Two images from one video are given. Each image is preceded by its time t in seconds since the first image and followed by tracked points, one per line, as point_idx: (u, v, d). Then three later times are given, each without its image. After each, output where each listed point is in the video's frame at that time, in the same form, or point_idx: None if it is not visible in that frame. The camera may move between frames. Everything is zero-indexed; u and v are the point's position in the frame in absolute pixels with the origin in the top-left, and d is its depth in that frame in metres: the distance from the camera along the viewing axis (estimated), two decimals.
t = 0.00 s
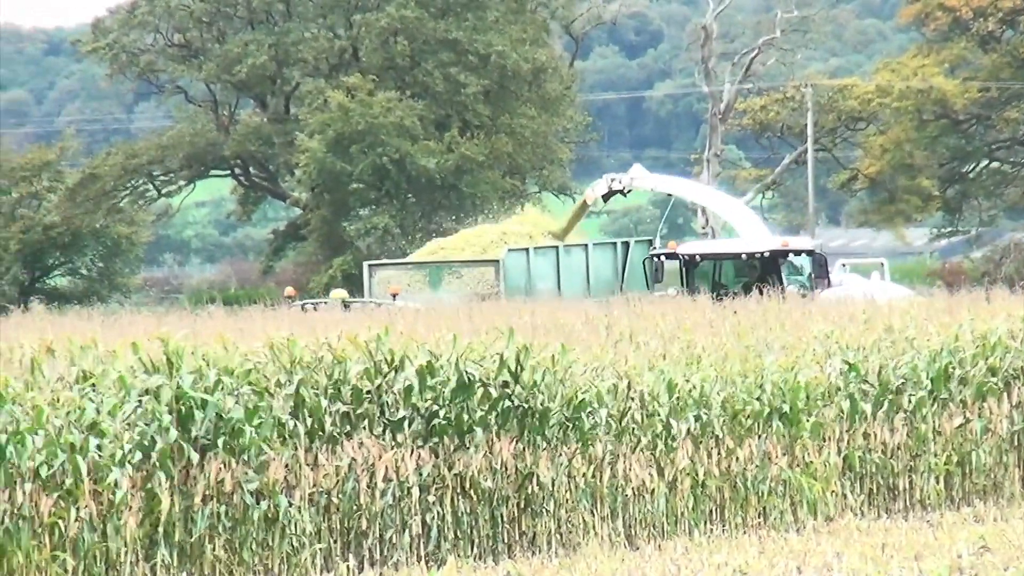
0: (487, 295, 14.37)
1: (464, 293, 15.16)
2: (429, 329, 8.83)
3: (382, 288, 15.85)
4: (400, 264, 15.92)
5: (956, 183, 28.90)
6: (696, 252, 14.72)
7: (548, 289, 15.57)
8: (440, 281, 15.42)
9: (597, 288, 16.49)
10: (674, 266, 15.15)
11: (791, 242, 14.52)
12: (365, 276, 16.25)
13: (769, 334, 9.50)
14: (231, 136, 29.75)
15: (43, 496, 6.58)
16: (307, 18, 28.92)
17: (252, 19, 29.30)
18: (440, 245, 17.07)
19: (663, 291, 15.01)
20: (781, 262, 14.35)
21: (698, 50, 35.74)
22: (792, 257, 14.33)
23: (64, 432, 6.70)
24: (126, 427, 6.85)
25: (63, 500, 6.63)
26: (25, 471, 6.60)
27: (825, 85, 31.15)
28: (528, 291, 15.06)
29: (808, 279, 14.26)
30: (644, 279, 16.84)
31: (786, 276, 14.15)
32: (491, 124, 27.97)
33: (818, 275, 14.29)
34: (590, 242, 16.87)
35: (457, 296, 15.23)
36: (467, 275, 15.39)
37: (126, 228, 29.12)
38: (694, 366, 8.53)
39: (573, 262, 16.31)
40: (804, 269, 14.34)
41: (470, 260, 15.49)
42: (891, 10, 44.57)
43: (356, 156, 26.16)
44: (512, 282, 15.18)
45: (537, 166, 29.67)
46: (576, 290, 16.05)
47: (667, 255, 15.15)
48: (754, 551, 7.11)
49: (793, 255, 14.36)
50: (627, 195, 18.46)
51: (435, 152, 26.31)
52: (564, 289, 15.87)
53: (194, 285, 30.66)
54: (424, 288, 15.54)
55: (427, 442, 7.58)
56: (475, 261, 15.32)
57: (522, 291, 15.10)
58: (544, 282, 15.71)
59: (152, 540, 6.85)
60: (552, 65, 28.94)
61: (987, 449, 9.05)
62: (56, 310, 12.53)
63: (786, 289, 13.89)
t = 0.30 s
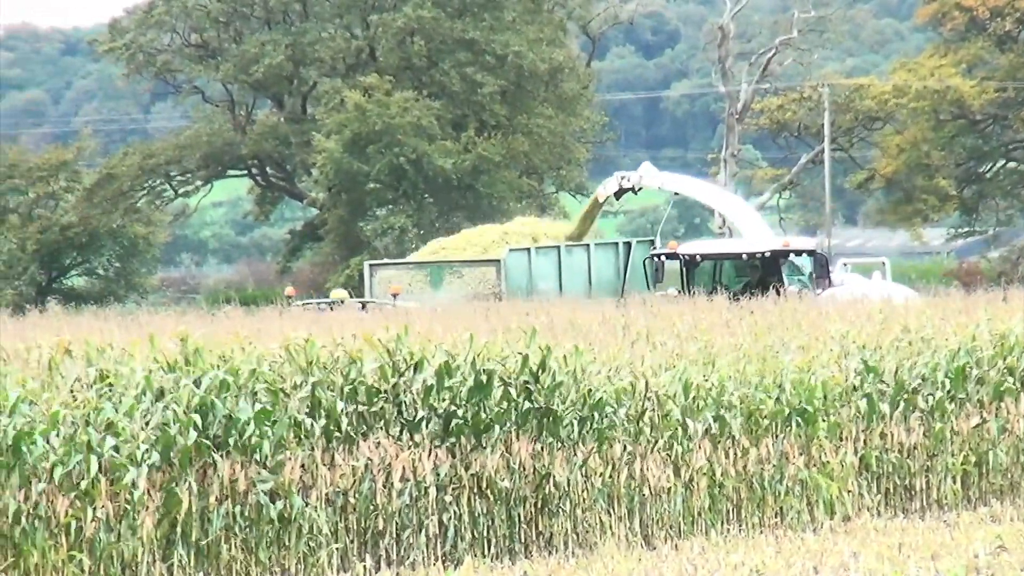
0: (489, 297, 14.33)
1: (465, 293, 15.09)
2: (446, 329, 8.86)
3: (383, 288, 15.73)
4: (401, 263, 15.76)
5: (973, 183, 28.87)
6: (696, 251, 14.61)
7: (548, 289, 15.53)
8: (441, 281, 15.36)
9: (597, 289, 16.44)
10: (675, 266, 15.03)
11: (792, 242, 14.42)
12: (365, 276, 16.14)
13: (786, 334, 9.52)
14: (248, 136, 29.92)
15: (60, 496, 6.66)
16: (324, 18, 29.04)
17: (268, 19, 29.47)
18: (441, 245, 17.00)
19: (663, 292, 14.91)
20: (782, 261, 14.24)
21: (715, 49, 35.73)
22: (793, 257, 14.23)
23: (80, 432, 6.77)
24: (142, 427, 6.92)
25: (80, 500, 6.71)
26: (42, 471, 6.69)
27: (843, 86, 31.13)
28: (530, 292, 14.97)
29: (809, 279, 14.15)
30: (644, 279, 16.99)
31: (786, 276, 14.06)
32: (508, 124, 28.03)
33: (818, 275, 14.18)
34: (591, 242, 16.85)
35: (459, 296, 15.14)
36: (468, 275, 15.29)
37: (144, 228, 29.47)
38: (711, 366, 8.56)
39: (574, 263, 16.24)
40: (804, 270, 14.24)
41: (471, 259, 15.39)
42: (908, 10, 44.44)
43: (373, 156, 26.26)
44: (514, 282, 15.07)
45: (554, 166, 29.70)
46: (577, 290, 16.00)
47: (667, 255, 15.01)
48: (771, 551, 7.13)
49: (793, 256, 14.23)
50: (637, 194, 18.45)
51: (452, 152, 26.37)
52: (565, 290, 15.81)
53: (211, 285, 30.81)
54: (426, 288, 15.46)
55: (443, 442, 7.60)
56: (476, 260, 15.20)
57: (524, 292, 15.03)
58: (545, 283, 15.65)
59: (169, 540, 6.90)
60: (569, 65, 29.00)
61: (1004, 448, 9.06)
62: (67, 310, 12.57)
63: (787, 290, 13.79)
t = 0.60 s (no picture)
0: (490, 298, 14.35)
1: (466, 294, 15.03)
2: (465, 329, 8.90)
3: (383, 289, 15.64)
4: (401, 264, 15.69)
5: (993, 183, 28.79)
6: (695, 253, 14.58)
7: (550, 290, 15.55)
8: (442, 282, 15.28)
9: (598, 289, 16.47)
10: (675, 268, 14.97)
11: (792, 243, 14.44)
12: (365, 276, 16.06)
13: (805, 334, 9.54)
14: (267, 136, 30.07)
15: (80, 496, 6.67)
16: (343, 18, 29.15)
17: (288, 19, 29.62)
18: (441, 246, 16.97)
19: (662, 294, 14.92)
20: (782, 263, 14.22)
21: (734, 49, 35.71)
22: (793, 258, 14.22)
23: (100, 432, 6.81)
24: (161, 428, 6.95)
25: (99, 500, 6.73)
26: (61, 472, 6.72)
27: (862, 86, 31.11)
28: (531, 293, 14.99)
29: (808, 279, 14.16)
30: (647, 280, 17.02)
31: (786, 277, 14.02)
32: (527, 124, 28.09)
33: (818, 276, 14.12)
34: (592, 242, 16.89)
35: (459, 297, 15.08)
36: (469, 276, 15.24)
37: (163, 228, 29.62)
38: (731, 366, 8.59)
39: (575, 263, 16.28)
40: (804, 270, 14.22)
41: (471, 260, 15.36)
42: (927, 11, 44.30)
43: (393, 155, 26.36)
44: (514, 283, 15.07)
45: (574, 166, 29.74)
46: (579, 290, 16.02)
47: (667, 256, 15.01)
48: (790, 552, 7.14)
49: (793, 257, 14.22)
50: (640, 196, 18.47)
51: (471, 152, 26.43)
52: (566, 290, 15.84)
53: (230, 284, 30.96)
54: (426, 289, 15.38)
55: (463, 442, 7.62)
56: (478, 261, 15.17)
57: (526, 293, 15.04)
58: (547, 283, 15.68)
59: (188, 540, 6.91)
60: (588, 65, 29.05)
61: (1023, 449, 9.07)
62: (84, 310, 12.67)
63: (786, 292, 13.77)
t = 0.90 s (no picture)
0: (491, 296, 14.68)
1: (468, 292, 15.46)
2: (486, 328, 8.96)
3: (386, 288, 16.07)
4: (403, 263, 16.12)
5: (1012, 182, 28.69)
6: (696, 251, 14.54)
7: (552, 288, 15.72)
8: (444, 280, 15.70)
9: (602, 287, 16.52)
10: (675, 267, 15.07)
11: (792, 242, 14.43)
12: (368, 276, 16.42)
13: (823, 332, 9.58)
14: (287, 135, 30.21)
15: (99, 496, 6.72)
16: (362, 17, 29.29)
17: (307, 18, 29.75)
18: (443, 245, 17.35)
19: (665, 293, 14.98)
20: (783, 262, 14.22)
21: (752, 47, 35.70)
22: (795, 256, 14.23)
23: (121, 431, 6.86)
24: (180, 428, 6.98)
25: (118, 500, 6.77)
26: (81, 470, 6.74)
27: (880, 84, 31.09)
28: (533, 291, 15.24)
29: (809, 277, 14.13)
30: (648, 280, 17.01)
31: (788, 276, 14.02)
32: (547, 123, 28.14)
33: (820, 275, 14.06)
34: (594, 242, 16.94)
35: (461, 295, 15.51)
36: (469, 274, 15.66)
37: (182, 227, 29.65)
38: (749, 364, 8.64)
39: (578, 262, 16.40)
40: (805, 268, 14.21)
41: (472, 259, 15.79)
42: (946, 9, 44.16)
43: (412, 154, 26.49)
44: (516, 283, 15.34)
45: (593, 165, 29.77)
46: (581, 289, 16.09)
47: (668, 255, 15.06)
48: (810, 549, 7.18)
49: (794, 255, 14.21)
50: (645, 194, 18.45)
51: (490, 151, 26.51)
52: (568, 289, 15.97)
53: (249, 284, 31.07)
54: (428, 287, 15.82)
55: (483, 440, 7.66)
56: (478, 259, 15.61)
57: (527, 292, 15.26)
58: (549, 282, 15.86)
59: (207, 540, 6.94)
60: (607, 64, 29.09)
61: None
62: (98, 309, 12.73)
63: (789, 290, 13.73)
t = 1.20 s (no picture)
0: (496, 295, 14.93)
1: (472, 291, 15.64)
2: (508, 327, 8.98)
3: (387, 287, 15.99)
4: (405, 260, 16.08)
5: None
6: (701, 250, 14.61)
7: (556, 287, 16.02)
8: (447, 279, 15.78)
9: (608, 286, 16.72)
10: (680, 265, 15.08)
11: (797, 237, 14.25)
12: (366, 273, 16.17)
13: (846, 330, 9.61)
14: (309, 134, 30.36)
15: (123, 494, 6.59)
16: (385, 15, 29.41)
17: (330, 16, 29.89)
18: (444, 243, 17.45)
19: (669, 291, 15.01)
20: (787, 260, 14.15)
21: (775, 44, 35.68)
22: (799, 254, 14.11)
23: (144, 430, 6.70)
24: (204, 425, 6.87)
25: (142, 498, 6.65)
26: (104, 468, 6.59)
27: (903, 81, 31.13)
28: (536, 289, 15.60)
29: (816, 277, 13.99)
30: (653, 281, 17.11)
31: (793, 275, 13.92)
32: (569, 121, 28.20)
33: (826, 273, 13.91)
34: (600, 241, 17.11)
35: (464, 294, 15.65)
36: (473, 272, 15.80)
37: (205, 226, 30.19)
38: (772, 363, 8.66)
39: (583, 262, 16.59)
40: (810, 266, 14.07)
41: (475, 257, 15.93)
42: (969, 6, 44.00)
43: (435, 152, 26.57)
44: (519, 282, 15.73)
45: (616, 164, 29.80)
46: (586, 288, 16.36)
47: (672, 254, 15.10)
48: (833, 547, 7.22)
49: (799, 253, 14.11)
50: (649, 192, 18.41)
51: (513, 149, 26.55)
52: (573, 287, 16.24)
53: (272, 283, 31.24)
54: (430, 285, 15.86)
55: (506, 439, 7.66)
56: (481, 258, 15.81)
57: (529, 290, 15.64)
58: (554, 280, 16.15)
59: (231, 538, 6.89)
60: (630, 62, 29.11)
61: None
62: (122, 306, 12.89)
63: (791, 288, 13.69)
